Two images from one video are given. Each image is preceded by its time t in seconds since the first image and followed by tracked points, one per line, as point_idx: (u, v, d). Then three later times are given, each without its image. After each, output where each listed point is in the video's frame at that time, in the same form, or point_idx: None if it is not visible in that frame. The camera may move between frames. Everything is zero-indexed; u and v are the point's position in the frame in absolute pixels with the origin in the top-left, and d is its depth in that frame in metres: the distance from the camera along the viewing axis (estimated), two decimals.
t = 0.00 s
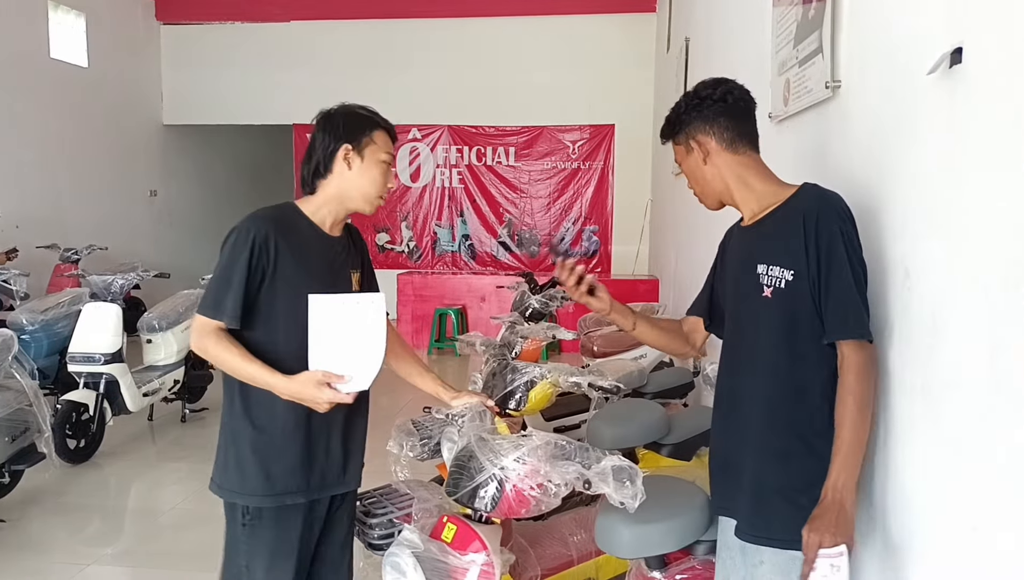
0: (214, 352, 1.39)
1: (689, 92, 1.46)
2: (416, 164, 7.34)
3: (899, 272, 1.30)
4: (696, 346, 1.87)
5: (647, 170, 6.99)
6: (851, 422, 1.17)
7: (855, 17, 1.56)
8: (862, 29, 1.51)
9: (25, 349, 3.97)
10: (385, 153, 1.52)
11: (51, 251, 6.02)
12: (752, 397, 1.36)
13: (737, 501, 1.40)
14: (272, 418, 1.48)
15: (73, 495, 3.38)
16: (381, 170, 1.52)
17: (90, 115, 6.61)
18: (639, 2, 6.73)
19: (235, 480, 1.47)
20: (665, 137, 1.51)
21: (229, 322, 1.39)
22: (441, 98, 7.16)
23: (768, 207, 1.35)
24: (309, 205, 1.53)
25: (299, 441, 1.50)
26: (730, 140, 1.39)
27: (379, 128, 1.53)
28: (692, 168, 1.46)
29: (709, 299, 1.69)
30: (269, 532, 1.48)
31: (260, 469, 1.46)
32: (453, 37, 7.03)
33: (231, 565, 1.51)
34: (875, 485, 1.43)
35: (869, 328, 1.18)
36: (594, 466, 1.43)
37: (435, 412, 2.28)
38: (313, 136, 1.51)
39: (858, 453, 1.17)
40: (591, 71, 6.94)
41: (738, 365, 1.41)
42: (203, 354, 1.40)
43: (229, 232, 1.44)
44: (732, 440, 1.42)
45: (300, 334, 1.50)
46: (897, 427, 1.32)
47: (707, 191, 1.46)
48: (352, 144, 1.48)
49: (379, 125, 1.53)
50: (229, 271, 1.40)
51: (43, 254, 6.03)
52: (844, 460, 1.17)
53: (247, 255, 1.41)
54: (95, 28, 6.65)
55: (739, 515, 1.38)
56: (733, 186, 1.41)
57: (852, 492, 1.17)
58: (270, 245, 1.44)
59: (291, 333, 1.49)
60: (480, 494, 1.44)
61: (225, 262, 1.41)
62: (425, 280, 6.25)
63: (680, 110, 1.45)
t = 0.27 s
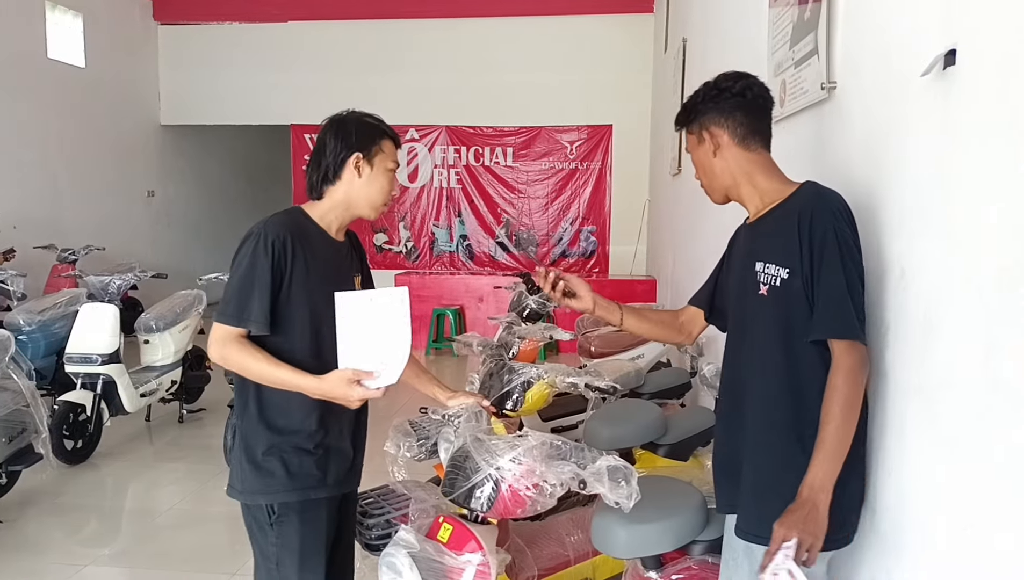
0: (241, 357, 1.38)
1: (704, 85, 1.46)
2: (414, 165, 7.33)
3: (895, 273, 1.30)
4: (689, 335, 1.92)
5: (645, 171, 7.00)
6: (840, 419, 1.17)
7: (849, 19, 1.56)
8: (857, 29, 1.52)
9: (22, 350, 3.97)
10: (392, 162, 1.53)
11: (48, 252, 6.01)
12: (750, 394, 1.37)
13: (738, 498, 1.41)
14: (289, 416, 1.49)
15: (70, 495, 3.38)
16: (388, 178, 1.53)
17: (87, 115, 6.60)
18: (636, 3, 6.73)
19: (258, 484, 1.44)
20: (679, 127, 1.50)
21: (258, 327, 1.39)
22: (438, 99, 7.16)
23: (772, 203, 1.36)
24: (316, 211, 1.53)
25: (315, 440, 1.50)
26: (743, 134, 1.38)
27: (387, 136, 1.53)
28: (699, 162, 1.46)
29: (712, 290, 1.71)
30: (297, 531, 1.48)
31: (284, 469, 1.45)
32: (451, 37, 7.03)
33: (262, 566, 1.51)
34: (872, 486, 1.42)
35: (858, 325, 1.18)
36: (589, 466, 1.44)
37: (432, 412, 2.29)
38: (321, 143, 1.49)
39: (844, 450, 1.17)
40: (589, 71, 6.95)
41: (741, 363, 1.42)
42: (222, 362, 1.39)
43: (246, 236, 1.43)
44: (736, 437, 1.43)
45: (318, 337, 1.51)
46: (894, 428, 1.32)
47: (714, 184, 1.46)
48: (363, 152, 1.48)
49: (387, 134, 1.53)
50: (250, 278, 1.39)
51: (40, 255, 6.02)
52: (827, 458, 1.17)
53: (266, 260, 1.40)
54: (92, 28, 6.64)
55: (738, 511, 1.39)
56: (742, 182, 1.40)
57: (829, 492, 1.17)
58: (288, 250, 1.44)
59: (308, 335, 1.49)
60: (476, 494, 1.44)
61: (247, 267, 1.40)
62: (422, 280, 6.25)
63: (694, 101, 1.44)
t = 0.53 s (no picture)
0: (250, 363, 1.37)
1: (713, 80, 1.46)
2: (412, 165, 7.34)
3: (893, 275, 1.30)
4: (695, 328, 1.89)
5: (643, 171, 7.02)
6: (840, 422, 1.17)
7: (846, 22, 1.57)
8: (853, 33, 1.53)
9: (19, 351, 3.96)
10: (373, 150, 1.51)
11: (46, 252, 6.00)
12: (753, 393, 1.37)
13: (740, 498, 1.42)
14: (285, 423, 1.48)
15: (68, 497, 3.38)
16: (373, 167, 1.50)
17: (85, 116, 6.60)
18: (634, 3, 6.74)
19: (252, 489, 1.45)
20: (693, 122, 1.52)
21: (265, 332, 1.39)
22: (436, 99, 7.16)
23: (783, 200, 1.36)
24: (314, 214, 1.54)
25: (312, 444, 1.50)
26: (758, 129, 1.37)
27: (366, 129, 1.52)
28: (710, 158, 1.47)
29: (720, 286, 1.71)
30: (289, 537, 1.48)
31: (279, 474, 1.46)
32: (449, 38, 7.03)
33: (253, 571, 1.51)
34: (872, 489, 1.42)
35: (861, 330, 1.18)
36: (585, 471, 1.44)
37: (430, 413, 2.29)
38: (304, 153, 1.55)
39: (844, 455, 1.17)
40: (587, 72, 6.95)
41: (747, 363, 1.42)
42: (242, 372, 1.39)
43: (248, 241, 1.42)
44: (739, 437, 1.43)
45: (324, 339, 1.51)
46: (893, 431, 1.32)
47: (724, 176, 1.46)
48: (339, 149, 1.50)
49: (366, 126, 1.53)
50: (257, 285, 1.39)
51: (37, 255, 6.01)
52: (825, 463, 1.17)
53: (270, 265, 1.40)
54: (90, 28, 6.63)
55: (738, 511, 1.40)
56: (751, 177, 1.41)
57: (826, 496, 1.17)
58: (290, 254, 1.44)
59: (314, 338, 1.49)
60: (473, 497, 1.44)
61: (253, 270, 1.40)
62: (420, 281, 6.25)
63: (703, 98, 1.45)
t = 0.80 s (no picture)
0: (237, 366, 1.36)
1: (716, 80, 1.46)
2: (410, 163, 7.33)
3: (892, 280, 1.29)
4: (693, 327, 1.88)
5: (641, 169, 7.01)
6: (842, 431, 1.17)
7: (844, 23, 1.56)
8: (851, 35, 1.52)
9: (15, 351, 3.93)
10: (363, 156, 1.49)
11: (42, 251, 5.98)
12: (751, 394, 1.36)
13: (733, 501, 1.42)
14: (281, 429, 1.48)
15: (65, 498, 3.37)
16: (362, 172, 1.49)
17: (82, 114, 6.57)
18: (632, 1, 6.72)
19: (248, 496, 1.45)
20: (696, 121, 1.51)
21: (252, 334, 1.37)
22: (434, 97, 7.14)
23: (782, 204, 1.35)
24: (306, 217, 1.53)
25: (309, 451, 1.49)
26: (755, 129, 1.37)
27: (358, 133, 1.51)
28: (711, 158, 1.46)
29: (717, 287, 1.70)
30: (286, 543, 1.48)
31: (274, 480, 1.45)
32: (446, 35, 7.01)
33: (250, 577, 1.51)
34: (868, 494, 1.42)
35: (865, 336, 1.18)
36: (582, 478, 1.43)
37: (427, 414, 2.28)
38: (296, 157, 1.55)
39: (848, 465, 1.17)
40: (585, 70, 6.94)
41: (744, 364, 1.42)
42: (235, 377, 1.37)
43: (238, 245, 1.42)
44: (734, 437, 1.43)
45: (315, 342, 1.50)
46: (891, 437, 1.31)
47: (726, 180, 1.46)
48: (328, 153, 1.49)
49: (358, 130, 1.51)
50: (247, 288, 1.38)
51: (33, 254, 5.99)
52: (834, 471, 1.17)
53: (260, 268, 1.39)
54: (86, 26, 6.61)
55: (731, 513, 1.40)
56: (752, 179, 1.40)
57: (838, 506, 1.17)
58: (280, 257, 1.43)
59: (306, 342, 1.48)
60: (469, 503, 1.43)
61: (240, 274, 1.39)
62: (418, 279, 6.25)
63: (705, 98, 1.45)
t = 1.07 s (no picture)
0: (218, 376, 1.35)
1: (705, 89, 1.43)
2: (406, 163, 7.31)
3: (884, 286, 1.27)
4: (682, 336, 1.87)
5: (638, 169, 6.99)
6: (832, 443, 1.17)
7: (838, 26, 1.55)
8: (845, 37, 1.50)
9: (7, 353, 3.88)
10: (347, 157, 1.48)
11: (36, 252, 5.95)
12: (738, 403, 1.36)
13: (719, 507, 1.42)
14: (274, 437, 1.45)
15: (56, 502, 3.34)
16: (347, 175, 1.48)
17: (76, 113, 6.53)
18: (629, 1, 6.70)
19: (244, 506, 1.42)
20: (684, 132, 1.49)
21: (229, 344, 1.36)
22: (430, 97, 7.12)
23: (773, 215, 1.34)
24: (288, 221, 1.51)
25: (304, 458, 1.47)
26: (744, 141, 1.35)
27: (340, 134, 1.49)
28: (700, 169, 1.44)
29: (707, 294, 1.68)
30: (283, 553, 1.46)
31: (270, 489, 1.43)
32: (443, 35, 6.99)
33: None
34: (858, 501, 1.41)
35: (853, 347, 1.17)
36: (573, 487, 1.42)
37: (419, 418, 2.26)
38: (276, 156, 1.51)
39: (838, 474, 1.17)
40: (582, 70, 6.92)
41: (729, 372, 1.42)
42: (208, 383, 1.36)
43: (219, 252, 1.40)
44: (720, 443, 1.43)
45: (302, 350, 1.47)
46: (880, 446, 1.30)
47: (716, 191, 1.44)
48: (310, 156, 1.47)
49: (340, 131, 1.49)
50: (228, 296, 1.36)
51: (27, 255, 5.96)
52: (822, 485, 1.17)
53: (241, 276, 1.37)
54: (81, 25, 6.57)
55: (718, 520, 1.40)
56: (743, 190, 1.39)
57: (828, 518, 1.17)
58: (263, 263, 1.41)
59: (292, 349, 1.46)
60: (457, 512, 1.40)
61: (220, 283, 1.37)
62: (414, 280, 6.22)
63: (693, 109, 1.43)
